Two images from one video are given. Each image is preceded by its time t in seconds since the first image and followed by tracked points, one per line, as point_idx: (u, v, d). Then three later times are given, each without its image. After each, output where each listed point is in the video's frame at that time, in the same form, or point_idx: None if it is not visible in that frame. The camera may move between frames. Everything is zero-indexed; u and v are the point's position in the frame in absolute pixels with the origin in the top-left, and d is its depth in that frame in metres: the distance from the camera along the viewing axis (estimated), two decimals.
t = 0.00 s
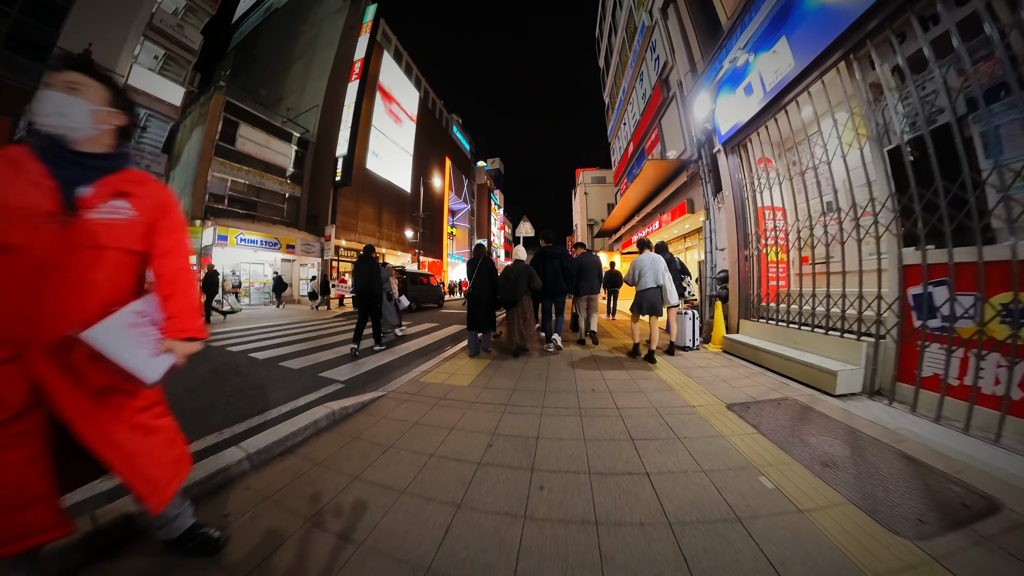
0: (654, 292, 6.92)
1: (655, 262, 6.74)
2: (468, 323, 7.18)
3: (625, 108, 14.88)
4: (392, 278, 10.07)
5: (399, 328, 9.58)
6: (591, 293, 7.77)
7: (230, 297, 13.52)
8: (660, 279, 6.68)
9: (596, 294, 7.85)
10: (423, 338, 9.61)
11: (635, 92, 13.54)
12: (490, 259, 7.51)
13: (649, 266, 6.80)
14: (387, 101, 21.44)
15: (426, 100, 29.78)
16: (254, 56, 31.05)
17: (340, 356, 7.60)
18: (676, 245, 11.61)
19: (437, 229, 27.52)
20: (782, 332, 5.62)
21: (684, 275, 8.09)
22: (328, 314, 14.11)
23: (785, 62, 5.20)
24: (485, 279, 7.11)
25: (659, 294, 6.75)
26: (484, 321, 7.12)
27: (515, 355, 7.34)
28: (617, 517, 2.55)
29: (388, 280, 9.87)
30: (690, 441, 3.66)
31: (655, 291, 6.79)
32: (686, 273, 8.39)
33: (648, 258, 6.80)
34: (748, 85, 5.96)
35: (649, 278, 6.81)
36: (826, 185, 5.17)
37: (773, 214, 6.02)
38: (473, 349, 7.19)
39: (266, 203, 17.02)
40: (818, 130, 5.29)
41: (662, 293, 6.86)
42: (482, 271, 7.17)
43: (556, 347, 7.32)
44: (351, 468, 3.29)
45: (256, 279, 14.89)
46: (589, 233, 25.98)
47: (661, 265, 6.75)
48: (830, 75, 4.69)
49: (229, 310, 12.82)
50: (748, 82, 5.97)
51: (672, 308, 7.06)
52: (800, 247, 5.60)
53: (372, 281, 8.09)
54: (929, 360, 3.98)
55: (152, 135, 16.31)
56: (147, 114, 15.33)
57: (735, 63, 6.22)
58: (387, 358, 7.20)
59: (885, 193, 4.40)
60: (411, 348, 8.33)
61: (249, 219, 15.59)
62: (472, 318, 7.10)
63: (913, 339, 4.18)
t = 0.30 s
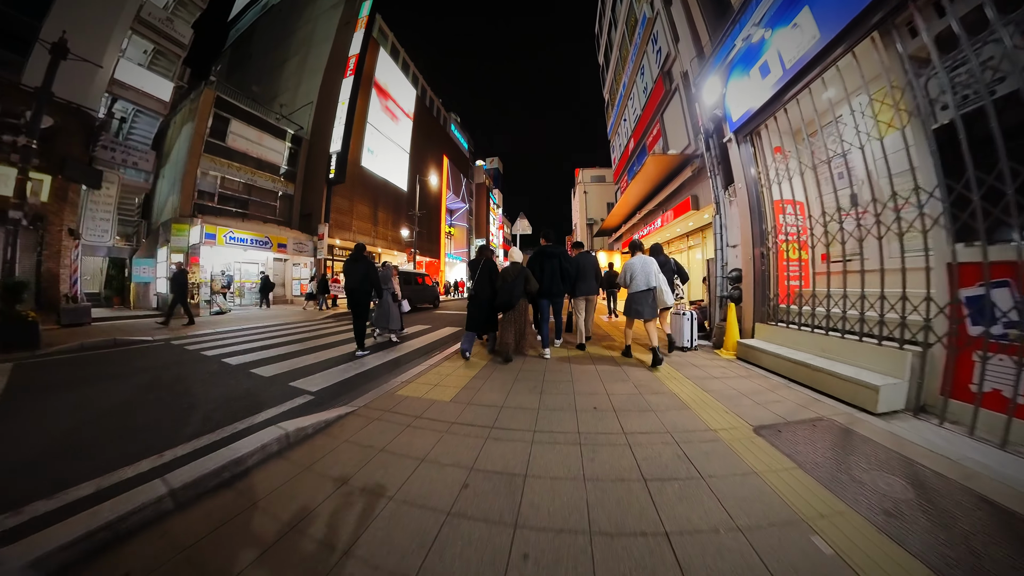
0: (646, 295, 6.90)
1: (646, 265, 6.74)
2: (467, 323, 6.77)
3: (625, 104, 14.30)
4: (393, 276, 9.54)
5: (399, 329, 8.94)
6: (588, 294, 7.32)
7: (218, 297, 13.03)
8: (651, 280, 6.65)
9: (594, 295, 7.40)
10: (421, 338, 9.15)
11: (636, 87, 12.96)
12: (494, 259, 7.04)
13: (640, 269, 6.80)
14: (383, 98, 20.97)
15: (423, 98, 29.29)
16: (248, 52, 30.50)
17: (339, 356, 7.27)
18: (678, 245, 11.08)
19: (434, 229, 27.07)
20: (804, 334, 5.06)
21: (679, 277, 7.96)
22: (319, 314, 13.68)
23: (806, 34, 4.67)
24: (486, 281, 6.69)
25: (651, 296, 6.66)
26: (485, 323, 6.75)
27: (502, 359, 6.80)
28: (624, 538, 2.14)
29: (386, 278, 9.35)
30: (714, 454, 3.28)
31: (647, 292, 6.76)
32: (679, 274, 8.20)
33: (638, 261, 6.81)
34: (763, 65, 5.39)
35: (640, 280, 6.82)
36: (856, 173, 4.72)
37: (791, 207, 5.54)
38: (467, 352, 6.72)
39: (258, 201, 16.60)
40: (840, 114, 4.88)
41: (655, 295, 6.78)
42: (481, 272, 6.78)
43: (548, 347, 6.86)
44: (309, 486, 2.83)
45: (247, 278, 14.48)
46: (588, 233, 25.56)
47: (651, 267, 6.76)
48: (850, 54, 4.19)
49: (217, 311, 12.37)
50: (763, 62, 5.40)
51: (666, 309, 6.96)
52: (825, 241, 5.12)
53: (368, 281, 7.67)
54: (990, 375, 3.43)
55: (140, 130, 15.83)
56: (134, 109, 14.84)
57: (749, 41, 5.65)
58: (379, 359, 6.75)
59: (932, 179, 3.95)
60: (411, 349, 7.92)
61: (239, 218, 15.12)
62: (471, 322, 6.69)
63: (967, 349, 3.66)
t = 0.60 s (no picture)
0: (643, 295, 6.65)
1: (643, 264, 6.60)
2: (479, 323, 6.40)
3: (625, 103, 13.72)
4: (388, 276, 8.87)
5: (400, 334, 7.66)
6: (589, 296, 6.91)
7: (207, 297, 12.63)
8: (648, 280, 6.50)
9: (594, 297, 7.02)
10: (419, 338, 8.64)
11: (636, 82, 12.42)
12: (495, 256, 6.64)
13: (637, 269, 6.66)
14: (379, 94, 20.50)
15: (420, 95, 28.82)
16: (241, 51, 29.98)
17: (332, 357, 6.82)
18: (682, 241, 10.58)
19: (431, 228, 26.57)
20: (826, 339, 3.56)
21: (678, 278, 7.67)
22: (312, 313, 13.33)
23: None
24: (489, 280, 6.25)
25: (648, 296, 6.49)
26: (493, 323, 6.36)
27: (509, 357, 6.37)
28: (615, 527, 1.50)
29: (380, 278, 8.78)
30: (703, 418, 2.61)
31: (643, 293, 6.51)
32: (681, 274, 7.82)
33: (636, 261, 6.68)
34: (787, 39, 3.97)
35: (637, 280, 6.64)
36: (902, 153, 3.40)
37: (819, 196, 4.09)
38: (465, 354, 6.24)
39: (250, 198, 16.14)
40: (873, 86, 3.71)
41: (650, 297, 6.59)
42: (484, 270, 6.35)
43: (551, 348, 6.38)
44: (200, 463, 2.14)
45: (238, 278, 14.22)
46: (588, 232, 25.12)
47: (649, 266, 6.62)
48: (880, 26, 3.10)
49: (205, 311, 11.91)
50: (786, 36, 3.99)
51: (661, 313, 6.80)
52: (857, 237, 3.67)
53: (359, 282, 7.28)
54: None
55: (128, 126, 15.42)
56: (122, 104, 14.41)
57: (770, 13, 4.17)
58: (374, 358, 6.32)
59: (1003, 159, 2.66)
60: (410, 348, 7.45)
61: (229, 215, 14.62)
62: (483, 321, 6.35)
63: None
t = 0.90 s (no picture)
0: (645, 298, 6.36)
1: (647, 266, 6.22)
2: (478, 327, 6.04)
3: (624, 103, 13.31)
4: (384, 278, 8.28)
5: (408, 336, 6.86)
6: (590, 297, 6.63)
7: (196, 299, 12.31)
8: (650, 283, 6.18)
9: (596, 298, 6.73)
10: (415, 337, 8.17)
11: (639, 75, 11.52)
12: (495, 256, 6.27)
13: (640, 270, 6.29)
14: (375, 91, 20.04)
15: (417, 93, 28.42)
16: (235, 47, 29.42)
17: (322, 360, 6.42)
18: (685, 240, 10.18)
19: (428, 227, 26.17)
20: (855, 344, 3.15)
21: (680, 279, 7.35)
22: (304, 314, 13.04)
23: None
24: (489, 283, 5.89)
25: (652, 300, 6.16)
26: (493, 325, 5.98)
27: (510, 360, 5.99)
28: None
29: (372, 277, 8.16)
30: (728, 437, 2.21)
31: (645, 296, 6.16)
32: (684, 275, 7.51)
33: (639, 262, 6.29)
34: (813, 12, 3.45)
35: (639, 283, 6.28)
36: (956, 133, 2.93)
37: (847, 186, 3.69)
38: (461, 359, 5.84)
39: (240, 196, 15.66)
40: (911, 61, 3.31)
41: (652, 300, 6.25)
42: (484, 272, 5.99)
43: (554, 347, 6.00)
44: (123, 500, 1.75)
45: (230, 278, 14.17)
46: (587, 232, 24.76)
47: (653, 269, 6.23)
48: (896, 14, 2.87)
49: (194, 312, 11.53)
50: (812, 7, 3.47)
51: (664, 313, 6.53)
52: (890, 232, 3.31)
53: (348, 282, 6.89)
54: None
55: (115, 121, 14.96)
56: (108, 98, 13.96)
57: None
58: (369, 360, 5.88)
59: None
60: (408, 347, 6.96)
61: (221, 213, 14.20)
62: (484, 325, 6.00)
63: None
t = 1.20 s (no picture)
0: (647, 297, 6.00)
1: (647, 266, 5.87)
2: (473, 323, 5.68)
3: (625, 100, 12.93)
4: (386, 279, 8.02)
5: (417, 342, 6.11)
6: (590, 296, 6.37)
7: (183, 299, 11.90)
8: (654, 281, 5.82)
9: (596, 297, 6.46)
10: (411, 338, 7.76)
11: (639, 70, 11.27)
12: (496, 255, 5.95)
13: (643, 269, 5.92)
14: (371, 88, 19.63)
15: (415, 91, 27.98)
16: (230, 44, 28.96)
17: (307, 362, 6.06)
18: (688, 239, 9.86)
19: (425, 226, 25.76)
20: (890, 351, 2.87)
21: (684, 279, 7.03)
22: (295, 314, 12.67)
23: None
24: (489, 279, 5.61)
25: (658, 299, 5.82)
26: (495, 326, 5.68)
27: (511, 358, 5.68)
28: None
29: (372, 278, 8.00)
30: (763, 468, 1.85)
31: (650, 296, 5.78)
32: (684, 277, 7.23)
33: (641, 259, 5.94)
34: None
35: (641, 282, 5.91)
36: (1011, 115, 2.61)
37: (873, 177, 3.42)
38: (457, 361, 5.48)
39: (231, 194, 15.12)
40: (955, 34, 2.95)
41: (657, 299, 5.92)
42: (485, 270, 5.70)
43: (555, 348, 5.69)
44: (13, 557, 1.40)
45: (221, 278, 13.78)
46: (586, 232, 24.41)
47: (654, 268, 5.89)
48: None
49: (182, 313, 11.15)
50: None
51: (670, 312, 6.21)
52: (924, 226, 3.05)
53: (348, 282, 6.58)
54: None
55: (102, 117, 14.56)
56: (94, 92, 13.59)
57: None
58: (361, 361, 5.46)
59: None
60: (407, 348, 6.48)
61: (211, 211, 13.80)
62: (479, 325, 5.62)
63: None
